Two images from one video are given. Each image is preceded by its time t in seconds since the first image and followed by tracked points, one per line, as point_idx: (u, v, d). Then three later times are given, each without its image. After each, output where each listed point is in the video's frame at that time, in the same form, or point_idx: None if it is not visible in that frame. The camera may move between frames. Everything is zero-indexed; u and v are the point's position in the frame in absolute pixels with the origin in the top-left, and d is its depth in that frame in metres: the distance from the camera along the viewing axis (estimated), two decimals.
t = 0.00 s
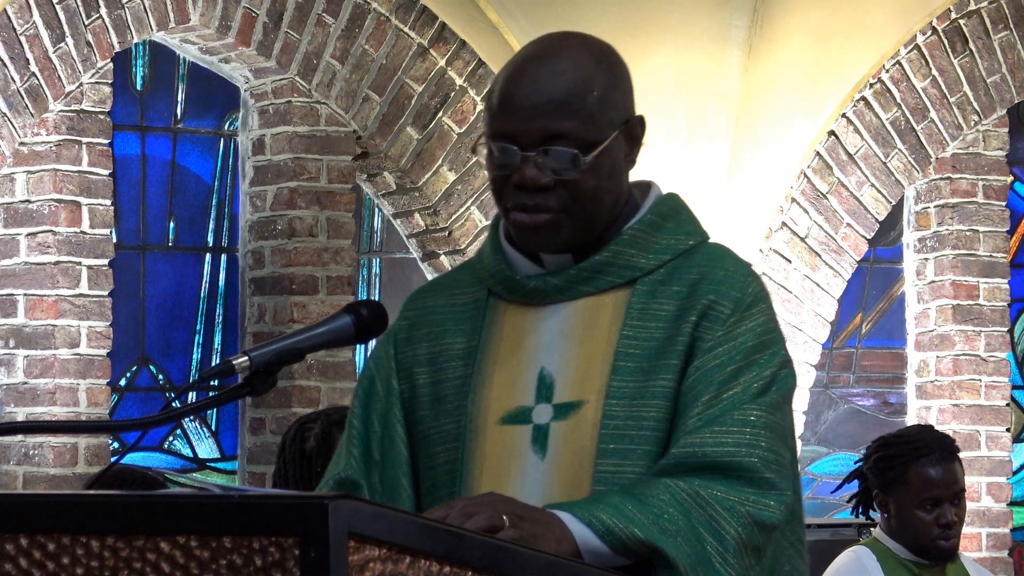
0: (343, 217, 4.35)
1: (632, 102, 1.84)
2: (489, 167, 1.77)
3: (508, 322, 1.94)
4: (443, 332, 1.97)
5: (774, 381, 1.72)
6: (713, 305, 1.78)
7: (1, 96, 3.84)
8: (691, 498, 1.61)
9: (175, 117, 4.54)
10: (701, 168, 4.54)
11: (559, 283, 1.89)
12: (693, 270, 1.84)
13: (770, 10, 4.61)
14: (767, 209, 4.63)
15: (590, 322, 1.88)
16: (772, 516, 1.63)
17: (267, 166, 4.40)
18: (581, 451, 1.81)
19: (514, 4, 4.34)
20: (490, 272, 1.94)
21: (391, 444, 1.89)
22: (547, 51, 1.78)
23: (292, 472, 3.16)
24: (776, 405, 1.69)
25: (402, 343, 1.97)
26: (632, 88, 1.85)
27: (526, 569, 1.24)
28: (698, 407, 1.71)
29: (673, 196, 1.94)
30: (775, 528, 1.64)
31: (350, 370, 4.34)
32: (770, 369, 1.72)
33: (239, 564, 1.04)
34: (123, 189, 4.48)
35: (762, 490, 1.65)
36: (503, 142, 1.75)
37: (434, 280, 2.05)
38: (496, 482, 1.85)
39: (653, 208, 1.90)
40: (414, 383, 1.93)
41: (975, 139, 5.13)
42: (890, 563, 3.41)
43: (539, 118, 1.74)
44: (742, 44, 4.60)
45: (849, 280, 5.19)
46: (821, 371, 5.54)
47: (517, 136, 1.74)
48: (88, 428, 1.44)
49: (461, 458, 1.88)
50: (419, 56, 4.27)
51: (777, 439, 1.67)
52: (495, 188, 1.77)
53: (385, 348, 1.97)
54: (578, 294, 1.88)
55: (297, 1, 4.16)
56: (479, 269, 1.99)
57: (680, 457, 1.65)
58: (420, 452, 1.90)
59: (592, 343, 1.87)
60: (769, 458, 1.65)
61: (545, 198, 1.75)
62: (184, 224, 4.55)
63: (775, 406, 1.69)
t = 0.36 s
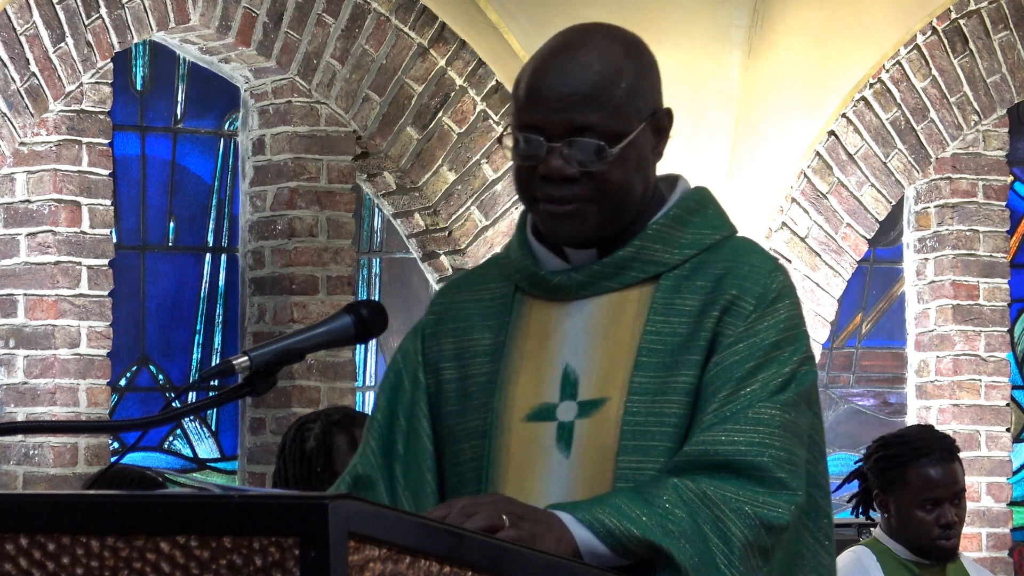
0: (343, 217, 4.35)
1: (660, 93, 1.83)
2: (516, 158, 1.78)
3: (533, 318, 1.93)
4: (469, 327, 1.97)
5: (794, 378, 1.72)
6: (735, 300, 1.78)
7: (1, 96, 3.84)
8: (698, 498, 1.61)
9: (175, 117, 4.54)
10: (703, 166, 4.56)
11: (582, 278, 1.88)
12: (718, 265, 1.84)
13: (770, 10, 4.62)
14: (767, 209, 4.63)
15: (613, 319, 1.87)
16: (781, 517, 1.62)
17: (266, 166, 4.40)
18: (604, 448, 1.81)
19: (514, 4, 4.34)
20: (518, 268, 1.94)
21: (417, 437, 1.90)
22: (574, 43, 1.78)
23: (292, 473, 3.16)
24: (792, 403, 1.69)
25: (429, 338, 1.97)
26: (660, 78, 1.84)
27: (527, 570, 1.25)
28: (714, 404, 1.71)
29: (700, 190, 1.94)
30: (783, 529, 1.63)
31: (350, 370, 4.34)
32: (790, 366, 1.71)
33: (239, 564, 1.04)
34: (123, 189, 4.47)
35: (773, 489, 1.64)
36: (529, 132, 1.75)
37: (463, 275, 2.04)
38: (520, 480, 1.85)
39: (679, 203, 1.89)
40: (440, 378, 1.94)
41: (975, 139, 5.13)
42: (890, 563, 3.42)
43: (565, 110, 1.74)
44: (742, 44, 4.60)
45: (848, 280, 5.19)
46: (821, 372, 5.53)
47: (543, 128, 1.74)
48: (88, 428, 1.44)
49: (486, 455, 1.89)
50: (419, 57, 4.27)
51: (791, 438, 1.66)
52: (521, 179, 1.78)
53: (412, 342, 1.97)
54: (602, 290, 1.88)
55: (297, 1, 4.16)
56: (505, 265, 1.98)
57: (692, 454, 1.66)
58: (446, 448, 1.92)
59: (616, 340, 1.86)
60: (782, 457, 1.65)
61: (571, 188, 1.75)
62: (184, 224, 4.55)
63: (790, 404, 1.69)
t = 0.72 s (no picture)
0: (343, 217, 4.36)
1: (680, 90, 1.85)
2: (535, 149, 1.79)
3: (551, 317, 1.94)
4: (493, 326, 1.97)
5: (808, 378, 1.72)
6: (750, 300, 1.77)
7: (1, 96, 3.84)
8: (702, 498, 1.61)
9: (175, 117, 4.53)
10: (706, 161, 4.56)
11: (601, 277, 1.89)
12: (735, 264, 1.83)
13: (770, 8, 4.62)
14: (768, 210, 4.62)
15: (631, 319, 1.87)
16: (785, 519, 1.62)
17: (266, 166, 4.39)
18: (618, 448, 1.82)
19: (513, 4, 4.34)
20: (540, 269, 1.95)
21: (436, 434, 1.90)
22: (598, 36, 1.80)
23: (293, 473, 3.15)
24: (802, 404, 1.69)
25: (453, 336, 1.97)
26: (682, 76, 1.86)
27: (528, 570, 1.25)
28: (725, 403, 1.71)
29: (723, 191, 1.94)
30: (787, 531, 1.63)
31: (350, 370, 4.34)
32: (804, 366, 1.72)
33: (239, 564, 1.04)
34: (123, 189, 4.46)
35: (779, 490, 1.64)
36: (549, 123, 1.77)
37: (489, 276, 2.05)
38: (536, 479, 1.86)
39: (698, 203, 1.89)
40: (462, 376, 1.94)
41: (975, 139, 5.13)
42: (890, 564, 3.43)
43: (586, 100, 1.75)
44: (742, 44, 4.59)
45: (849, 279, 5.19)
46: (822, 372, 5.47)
47: (564, 118, 1.76)
48: (88, 428, 1.44)
49: (505, 453, 1.89)
50: (419, 57, 4.27)
51: (800, 439, 1.67)
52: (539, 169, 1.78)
53: (437, 340, 1.98)
54: (619, 289, 1.89)
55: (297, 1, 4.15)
56: (530, 264, 1.99)
57: (698, 454, 1.66)
58: (465, 447, 1.92)
59: (633, 340, 1.86)
60: (789, 458, 1.65)
61: (589, 180, 1.76)
62: (184, 224, 4.54)
63: (800, 405, 1.69)
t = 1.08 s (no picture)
0: (343, 217, 4.36)
1: (695, 95, 1.85)
2: (547, 144, 1.80)
3: (561, 323, 1.95)
4: (504, 330, 1.98)
5: (813, 381, 1.72)
6: (757, 303, 1.78)
7: (1, 96, 3.84)
8: (703, 500, 1.61)
9: (175, 117, 4.53)
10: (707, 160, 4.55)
11: (610, 282, 1.89)
12: (744, 268, 1.84)
13: (771, 7, 4.61)
14: (768, 210, 4.62)
15: (639, 323, 1.88)
16: (787, 521, 1.62)
17: (267, 166, 4.39)
18: (624, 452, 1.82)
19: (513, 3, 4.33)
20: (550, 274, 1.95)
21: (447, 436, 1.90)
22: (616, 36, 1.81)
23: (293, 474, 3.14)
24: (808, 407, 1.69)
25: (465, 340, 1.98)
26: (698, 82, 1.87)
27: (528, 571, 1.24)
28: (730, 405, 1.71)
29: (733, 195, 1.94)
30: (789, 533, 1.62)
31: (351, 370, 4.34)
32: (809, 369, 1.72)
33: (239, 564, 1.04)
34: (123, 189, 4.45)
35: (782, 492, 1.64)
36: (562, 118, 1.77)
37: (502, 279, 2.05)
38: (545, 484, 1.87)
39: (709, 207, 1.89)
40: (473, 379, 1.95)
41: (975, 139, 5.13)
42: (889, 563, 3.41)
43: (600, 96, 1.76)
44: (742, 43, 4.58)
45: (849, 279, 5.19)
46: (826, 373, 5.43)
47: (576, 113, 1.76)
48: (88, 428, 1.44)
49: (516, 457, 1.90)
50: (419, 56, 4.27)
51: (804, 442, 1.66)
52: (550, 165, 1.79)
53: (448, 343, 1.99)
54: (628, 293, 1.89)
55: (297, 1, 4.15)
56: (541, 269, 2.00)
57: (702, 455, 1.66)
58: (475, 450, 1.92)
59: (641, 345, 1.87)
60: (793, 461, 1.65)
61: (599, 176, 1.77)
62: (184, 224, 4.54)
63: (806, 408, 1.69)
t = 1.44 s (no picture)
0: (343, 217, 4.36)
1: (689, 97, 1.85)
2: (539, 137, 1.80)
3: (546, 319, 1.95)
4: (486, 326, 1.98)
5: (803, 381, 1.73)
6: (746, 303, 1.78)
7: (1, 96, 3.84)
8: (700, 500, 1.60)
9: (175, 117, 4.53)
10: (707, 160, 4.55)
11: (597, 280, 1.89)
12: (731, 267, 1.84)
13: (771, 6, 4.60)
14: (769, 209, 4.62)
15: (625, 321, 1.88)
16: (783, 520, 1.62)
17: (266, 166, 4.39)
18: (611, 449, 1.82)
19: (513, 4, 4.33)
20: (534, 270, 1.95)
21: (430, 435, 1.90)
22: (614, 32, 1.81)
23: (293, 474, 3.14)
24: (799, 407, 1.69)
25: (446, 336, 1.98)
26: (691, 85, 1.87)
27: (528, 571, 1.24)
28: (721, 405, 1.71)
29: (717, 195, 1.94)
30: (784, 532, 1.63)
31: (350, 370, 4.34)
32: (799, 369, 1.72)
33: (239, 564, 1.04)
34: (123, 189, 4.45)
35: (776, 492, 1.64)
36: (555, 110, 1.77)
37: (483, 275, 2.06)
38: (527, 479, 1.86)
39: (695, 207, 1.89)
40: (454, 376, 1.95)
41: (975, 139, 5.13)
42: (890, 563, 3.41)
43: (594, 91, 1.76)
44: (742, 42, 4.58)
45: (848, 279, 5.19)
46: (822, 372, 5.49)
47: (570, 106, 1.76)
48: (89, 428, 1.44)
49: (496, 453, 1.89)
50: (419, 56, 4.27)
51: (796, 442, 1.67)
52: (543, 157, 1.80)
53: (429, 341, 1.98)
54: (614, 292, 1.89)
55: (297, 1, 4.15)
56: (523, 265, 2.00)
57: (695, 455, 1.65)
58: (458, 446, 1.92)
59: (627, 343, 1.87)
60: (786, 460, 1.65)
61: (589, 170, 1.77)
62: (184, 224, 4.54)
63: (797, 408, 1.69)
